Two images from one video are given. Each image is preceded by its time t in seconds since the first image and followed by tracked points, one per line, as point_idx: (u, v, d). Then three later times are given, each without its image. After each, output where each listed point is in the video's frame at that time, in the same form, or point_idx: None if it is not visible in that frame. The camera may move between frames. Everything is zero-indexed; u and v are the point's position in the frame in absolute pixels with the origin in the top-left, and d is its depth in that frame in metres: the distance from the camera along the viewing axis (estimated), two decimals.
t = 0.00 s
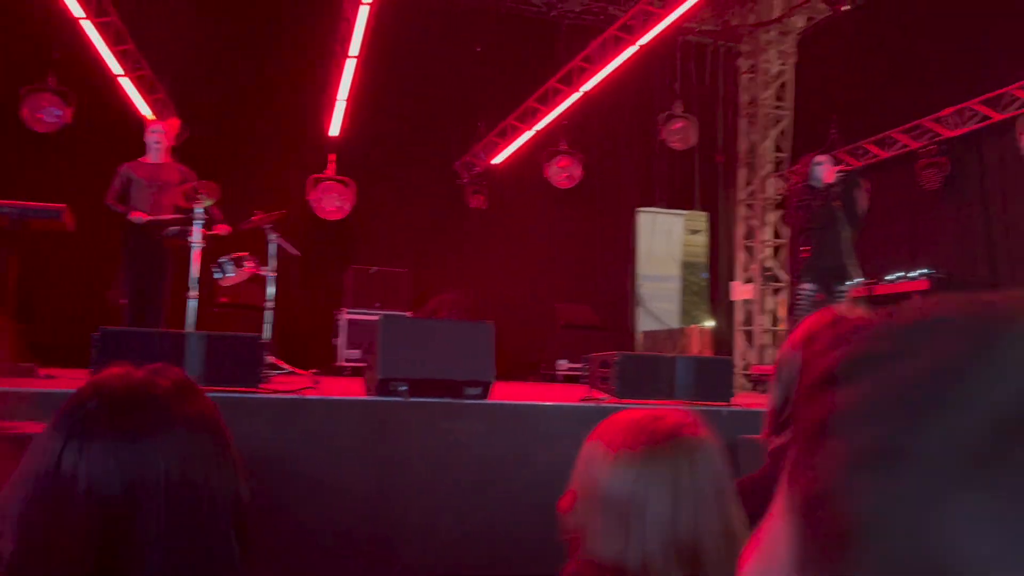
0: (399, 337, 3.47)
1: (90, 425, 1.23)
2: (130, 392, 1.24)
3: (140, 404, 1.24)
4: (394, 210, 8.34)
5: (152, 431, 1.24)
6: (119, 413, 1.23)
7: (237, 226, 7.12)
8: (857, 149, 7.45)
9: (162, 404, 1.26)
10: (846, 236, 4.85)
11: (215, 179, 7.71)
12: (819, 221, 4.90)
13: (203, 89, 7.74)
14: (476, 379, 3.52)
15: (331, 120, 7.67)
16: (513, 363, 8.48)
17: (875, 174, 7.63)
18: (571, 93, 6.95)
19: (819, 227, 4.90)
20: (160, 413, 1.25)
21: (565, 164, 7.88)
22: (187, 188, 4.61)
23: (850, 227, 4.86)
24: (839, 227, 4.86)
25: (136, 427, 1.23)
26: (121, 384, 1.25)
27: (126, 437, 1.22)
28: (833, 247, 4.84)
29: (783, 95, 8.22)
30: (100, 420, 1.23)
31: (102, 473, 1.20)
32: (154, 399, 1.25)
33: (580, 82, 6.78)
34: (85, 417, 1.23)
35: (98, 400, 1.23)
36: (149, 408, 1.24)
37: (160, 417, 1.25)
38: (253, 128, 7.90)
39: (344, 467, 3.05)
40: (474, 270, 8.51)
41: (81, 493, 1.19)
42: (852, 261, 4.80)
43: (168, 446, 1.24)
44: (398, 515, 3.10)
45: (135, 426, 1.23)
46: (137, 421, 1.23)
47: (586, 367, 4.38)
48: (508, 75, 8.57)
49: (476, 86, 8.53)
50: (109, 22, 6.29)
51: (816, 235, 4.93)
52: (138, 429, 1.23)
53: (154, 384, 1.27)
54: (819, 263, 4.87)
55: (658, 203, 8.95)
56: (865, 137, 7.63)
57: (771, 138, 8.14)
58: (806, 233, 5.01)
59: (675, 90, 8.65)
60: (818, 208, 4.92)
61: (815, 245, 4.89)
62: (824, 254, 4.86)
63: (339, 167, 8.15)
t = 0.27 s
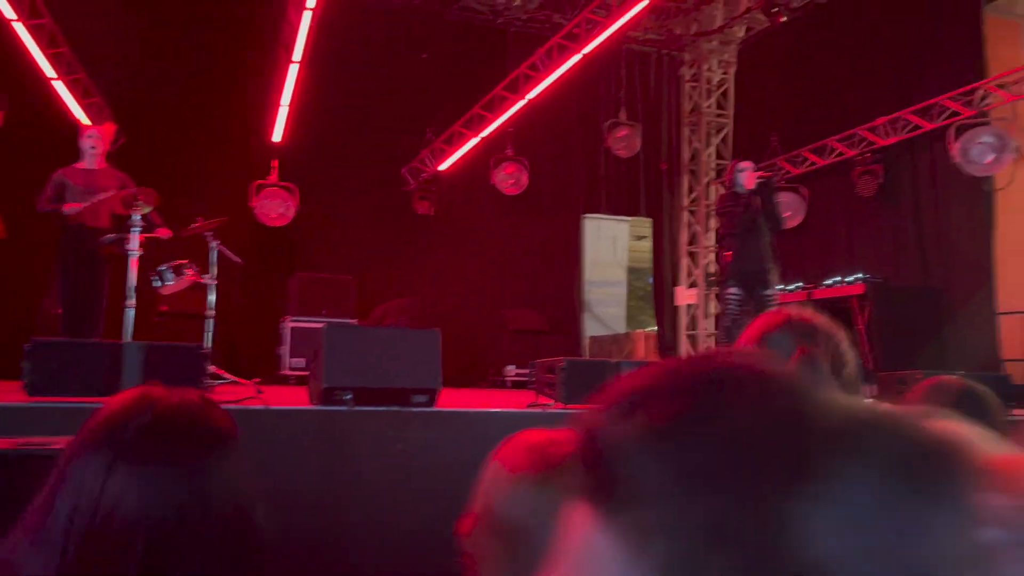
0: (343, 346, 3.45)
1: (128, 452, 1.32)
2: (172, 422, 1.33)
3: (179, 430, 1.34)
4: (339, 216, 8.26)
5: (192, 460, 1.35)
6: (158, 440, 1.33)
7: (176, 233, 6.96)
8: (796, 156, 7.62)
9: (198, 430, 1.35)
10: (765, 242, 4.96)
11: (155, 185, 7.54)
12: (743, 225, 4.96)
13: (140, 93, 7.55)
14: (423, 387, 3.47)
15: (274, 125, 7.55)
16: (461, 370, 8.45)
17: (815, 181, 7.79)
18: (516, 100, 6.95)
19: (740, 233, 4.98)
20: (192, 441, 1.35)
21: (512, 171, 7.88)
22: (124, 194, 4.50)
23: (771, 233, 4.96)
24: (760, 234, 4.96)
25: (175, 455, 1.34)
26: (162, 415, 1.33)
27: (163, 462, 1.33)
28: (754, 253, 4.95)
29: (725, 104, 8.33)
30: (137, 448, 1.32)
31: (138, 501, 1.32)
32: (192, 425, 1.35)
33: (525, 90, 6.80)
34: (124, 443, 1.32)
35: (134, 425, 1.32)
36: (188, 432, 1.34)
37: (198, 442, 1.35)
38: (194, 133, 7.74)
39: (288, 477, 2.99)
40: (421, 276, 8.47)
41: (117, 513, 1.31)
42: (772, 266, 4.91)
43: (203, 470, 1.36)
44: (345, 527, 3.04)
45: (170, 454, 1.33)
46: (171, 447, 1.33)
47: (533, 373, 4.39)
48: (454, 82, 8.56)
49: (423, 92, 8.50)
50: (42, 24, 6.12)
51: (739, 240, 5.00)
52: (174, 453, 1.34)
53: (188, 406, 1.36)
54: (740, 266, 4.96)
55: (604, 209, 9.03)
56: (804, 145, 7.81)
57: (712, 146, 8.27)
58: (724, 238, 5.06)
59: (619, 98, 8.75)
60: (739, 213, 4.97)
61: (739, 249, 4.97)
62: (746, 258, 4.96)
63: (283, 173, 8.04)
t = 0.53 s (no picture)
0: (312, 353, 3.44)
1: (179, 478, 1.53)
2: (221, 445, 1.53)
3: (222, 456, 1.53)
4: (309, 221, 8.19)
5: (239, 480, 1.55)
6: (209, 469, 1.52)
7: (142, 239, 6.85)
8: (764, 161, 7.69)
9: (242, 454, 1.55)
10: (718, 247, 4.94)
11: (119, 190, 7.43)
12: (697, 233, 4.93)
13: (104, 96, 7.43)
14: (394, 393, 3.44)
15: (242, 130, 7.48)
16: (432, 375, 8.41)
17: (782, 186, 7.88)
18: (486, 105, 6.93)
19: (694, 238, 4.96)
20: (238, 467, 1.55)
21: (482, 176, 7.87)
22: (89, 199, 4.42)
23: (723, 238, 4.94)
24: (713, 240, 4.94)
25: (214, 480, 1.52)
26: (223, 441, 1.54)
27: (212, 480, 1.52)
28: (708, 257, 4.94)
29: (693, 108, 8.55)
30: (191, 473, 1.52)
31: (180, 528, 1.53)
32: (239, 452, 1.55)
33: (495, 95, 6.79)
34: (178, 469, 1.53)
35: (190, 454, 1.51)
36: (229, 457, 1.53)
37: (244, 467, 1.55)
38: (159, 137, 7.63)
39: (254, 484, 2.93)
40: (391, 282, 8.42)
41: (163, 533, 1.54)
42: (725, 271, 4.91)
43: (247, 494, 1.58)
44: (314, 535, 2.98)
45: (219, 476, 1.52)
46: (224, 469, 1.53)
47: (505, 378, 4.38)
48: (424, 86, 8.52)
49: (393, 96, 8.46)
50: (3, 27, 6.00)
51: (694, 247, 4.97)
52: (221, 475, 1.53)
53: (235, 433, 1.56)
54: (695, 271, 4.95)
55: (574, 214, 9.05)
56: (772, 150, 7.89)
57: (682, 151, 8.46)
58: (678, 243, 5.05)
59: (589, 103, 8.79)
60: (691, 218, 4.95)
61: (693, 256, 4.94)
62: (701, 262, 4.95)
63: (251, 178, 7.96)
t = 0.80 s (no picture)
0: (305, 351, 3.44)
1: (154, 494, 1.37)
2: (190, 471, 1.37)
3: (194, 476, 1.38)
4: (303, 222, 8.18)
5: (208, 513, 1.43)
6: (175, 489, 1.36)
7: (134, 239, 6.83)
8: (757, 159, 7.69)
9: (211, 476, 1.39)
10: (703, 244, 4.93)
11: (112, 190, 7.40)
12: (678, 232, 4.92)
13: (96, 96, 7.41)
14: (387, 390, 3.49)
15: (235, 129, 7.45)
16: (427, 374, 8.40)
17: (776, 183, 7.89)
18: (480, 103, 6.92)
19: (679, 236, 4.95)
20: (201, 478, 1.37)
21: (476, 174, 7.86)
22: (81, 199, 4.41)
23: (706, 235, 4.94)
24: (699, 236, 4.93)
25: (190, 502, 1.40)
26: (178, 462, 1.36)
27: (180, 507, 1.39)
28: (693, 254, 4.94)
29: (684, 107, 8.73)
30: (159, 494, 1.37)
31: (104, 526, 0.79)
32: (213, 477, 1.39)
33: (489, 93, 6.78)
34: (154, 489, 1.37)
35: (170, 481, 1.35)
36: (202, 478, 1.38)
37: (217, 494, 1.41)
38: (152, 137, 7.61)
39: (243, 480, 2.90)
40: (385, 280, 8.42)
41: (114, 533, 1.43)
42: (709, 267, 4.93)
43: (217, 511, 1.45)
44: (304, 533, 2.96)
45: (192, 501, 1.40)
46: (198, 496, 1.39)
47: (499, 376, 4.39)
48: (417, 85, 8.52)
49: (386, 95, 8.45)
50: None
51: (676, 247, 4.95)
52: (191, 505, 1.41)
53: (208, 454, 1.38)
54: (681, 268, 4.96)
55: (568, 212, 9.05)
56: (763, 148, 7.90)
57: (675, 148, 8.73)
58: (663, 241, 5.03)
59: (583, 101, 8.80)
60: (676, 217, 4.93)
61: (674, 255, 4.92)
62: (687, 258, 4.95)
63: (244, 177, 7.94)
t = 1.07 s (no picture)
0: (319, 345, 3.43)
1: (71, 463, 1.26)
2: (107, 444, 1.29)
3: (108, 450, 1.30)
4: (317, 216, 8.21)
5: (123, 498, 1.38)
6: (92, 462, 1.28)
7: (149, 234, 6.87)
8: (772, 153, 7.64)
9: (126, 448, 1.33)
10: (714, 239, 4.90)
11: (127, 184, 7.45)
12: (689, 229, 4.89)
13: (111, 90, 7.45)
14: (401, 385, 3.46)
15: (249, 124, 7.47)
16: (440, 368, 8.42)
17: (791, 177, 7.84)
18: (494, 98, 6.90)
19: (689, 233, 4.93)
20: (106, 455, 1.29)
21: (489, 169, 7.84)
22: (97, 193, 4.44)
23: (717, 231, 4.92)
24: (708, 232, 4.91)
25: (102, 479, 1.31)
26: (92, 433, 1.28)
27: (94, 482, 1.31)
28: (705, 250, 4.93)
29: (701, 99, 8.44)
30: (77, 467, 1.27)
31: None
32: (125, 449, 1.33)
33: (503, 88, 6.76)
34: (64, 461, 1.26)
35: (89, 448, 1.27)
36: (115, 451, 1.31)
37: (126, 472, 1.35)
38: (167, 131, 7.64)
39: (254, 474, 2.88)
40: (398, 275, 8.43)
41: None
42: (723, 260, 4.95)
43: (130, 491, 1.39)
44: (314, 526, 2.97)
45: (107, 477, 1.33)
46: (107, 473, 1.32)
47: (512, 370, 4.39)
48: (430, 80, 8.52)
49: (400, 89, 8.44)
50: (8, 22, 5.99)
51: (686, 243, 4.95)
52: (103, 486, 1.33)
53: (121, 424, 1.31)
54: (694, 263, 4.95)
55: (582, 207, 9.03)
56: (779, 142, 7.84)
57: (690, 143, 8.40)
58: (674, 237, 5.03)
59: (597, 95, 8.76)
60: (684, 215, 4.90)
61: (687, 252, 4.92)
62: (699, 254, 4.95)
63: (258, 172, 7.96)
